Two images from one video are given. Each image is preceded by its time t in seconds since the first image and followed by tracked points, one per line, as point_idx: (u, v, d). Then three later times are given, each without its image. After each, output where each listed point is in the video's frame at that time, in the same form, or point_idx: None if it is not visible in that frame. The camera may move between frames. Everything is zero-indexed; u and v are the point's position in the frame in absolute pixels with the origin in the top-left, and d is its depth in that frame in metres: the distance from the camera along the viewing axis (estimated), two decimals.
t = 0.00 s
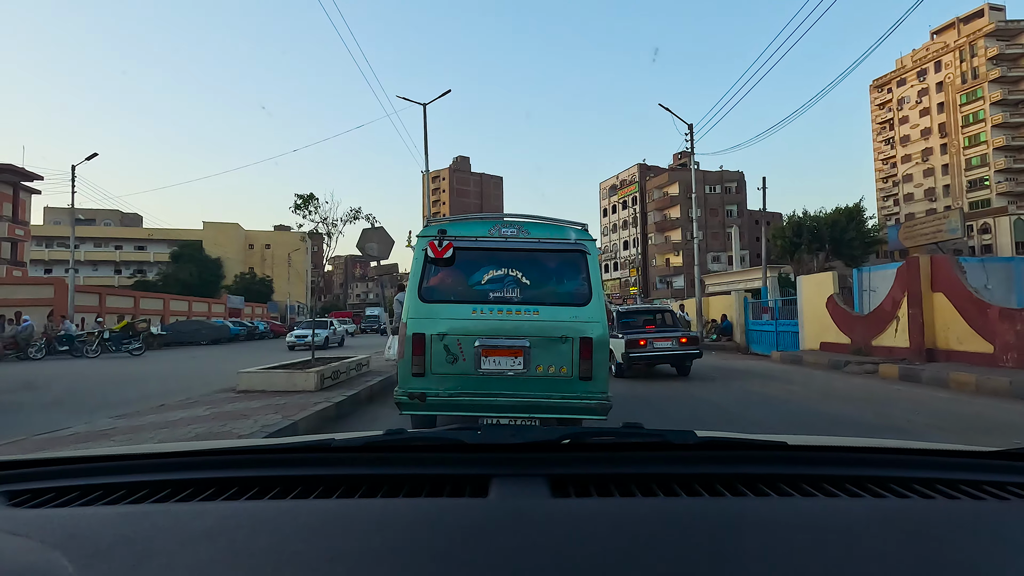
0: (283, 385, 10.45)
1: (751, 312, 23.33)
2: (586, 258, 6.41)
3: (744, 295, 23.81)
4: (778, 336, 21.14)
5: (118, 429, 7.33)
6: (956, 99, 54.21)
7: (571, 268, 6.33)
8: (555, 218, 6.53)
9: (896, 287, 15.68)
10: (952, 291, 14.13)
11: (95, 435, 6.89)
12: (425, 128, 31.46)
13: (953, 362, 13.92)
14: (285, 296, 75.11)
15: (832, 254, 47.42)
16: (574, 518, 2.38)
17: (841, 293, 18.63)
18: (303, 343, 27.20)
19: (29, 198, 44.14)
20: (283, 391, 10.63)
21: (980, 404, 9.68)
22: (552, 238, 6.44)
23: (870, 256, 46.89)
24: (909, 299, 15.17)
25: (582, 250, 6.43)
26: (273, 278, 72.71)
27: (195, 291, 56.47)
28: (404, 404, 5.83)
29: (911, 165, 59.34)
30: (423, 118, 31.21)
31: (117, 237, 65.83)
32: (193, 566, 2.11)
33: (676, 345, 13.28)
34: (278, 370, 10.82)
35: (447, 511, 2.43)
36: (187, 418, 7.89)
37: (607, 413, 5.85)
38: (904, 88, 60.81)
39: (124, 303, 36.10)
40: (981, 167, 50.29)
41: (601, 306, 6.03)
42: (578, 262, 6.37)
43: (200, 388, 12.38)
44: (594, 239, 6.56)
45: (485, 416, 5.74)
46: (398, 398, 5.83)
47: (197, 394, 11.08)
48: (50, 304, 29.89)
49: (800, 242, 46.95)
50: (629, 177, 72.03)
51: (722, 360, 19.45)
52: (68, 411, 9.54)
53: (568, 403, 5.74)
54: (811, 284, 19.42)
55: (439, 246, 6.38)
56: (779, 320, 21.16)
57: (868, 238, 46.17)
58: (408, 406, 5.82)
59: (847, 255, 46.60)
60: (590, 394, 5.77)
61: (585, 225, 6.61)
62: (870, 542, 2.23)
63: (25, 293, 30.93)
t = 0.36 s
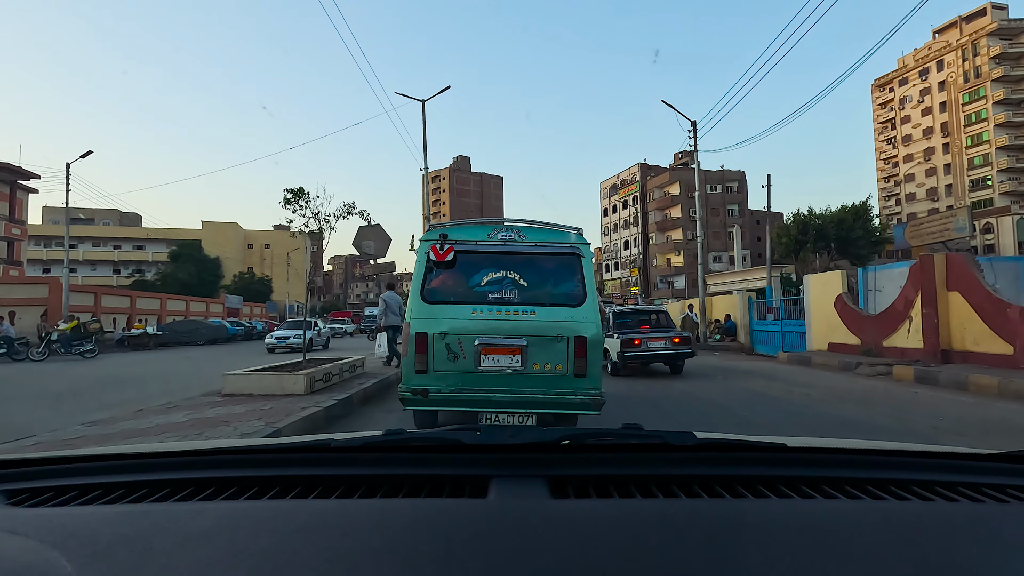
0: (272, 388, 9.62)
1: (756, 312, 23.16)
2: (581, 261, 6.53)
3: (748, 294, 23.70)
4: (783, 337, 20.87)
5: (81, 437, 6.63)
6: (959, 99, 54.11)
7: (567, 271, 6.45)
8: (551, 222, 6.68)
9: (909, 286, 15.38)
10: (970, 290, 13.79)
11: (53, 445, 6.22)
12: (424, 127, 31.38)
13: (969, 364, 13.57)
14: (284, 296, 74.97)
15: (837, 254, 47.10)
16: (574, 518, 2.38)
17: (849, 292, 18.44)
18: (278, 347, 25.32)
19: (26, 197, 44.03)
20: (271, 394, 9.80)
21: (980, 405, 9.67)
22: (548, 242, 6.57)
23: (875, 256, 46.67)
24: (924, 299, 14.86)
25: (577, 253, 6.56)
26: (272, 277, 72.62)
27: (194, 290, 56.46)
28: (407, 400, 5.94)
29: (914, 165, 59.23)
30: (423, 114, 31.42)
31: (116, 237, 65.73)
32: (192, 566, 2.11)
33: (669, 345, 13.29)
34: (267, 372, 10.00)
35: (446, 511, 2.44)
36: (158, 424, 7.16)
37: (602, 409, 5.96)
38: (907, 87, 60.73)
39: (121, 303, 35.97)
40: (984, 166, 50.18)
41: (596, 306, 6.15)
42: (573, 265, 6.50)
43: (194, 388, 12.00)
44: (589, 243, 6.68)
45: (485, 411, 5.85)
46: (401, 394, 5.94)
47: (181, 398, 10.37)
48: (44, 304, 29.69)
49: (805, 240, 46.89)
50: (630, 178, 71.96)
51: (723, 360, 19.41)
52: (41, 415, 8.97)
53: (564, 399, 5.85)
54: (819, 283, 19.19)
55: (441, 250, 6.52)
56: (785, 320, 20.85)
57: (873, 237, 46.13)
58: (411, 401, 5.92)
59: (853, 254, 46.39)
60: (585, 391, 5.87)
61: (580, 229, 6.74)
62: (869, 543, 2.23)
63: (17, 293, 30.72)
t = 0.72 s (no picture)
0: (259, 394, 9.18)
1: (762, 312, 23.00)
2: (577, 263, 6.54)
3: (754, 293, 23.56)
4: (790, 337, 20.71)
5: (48, 446, 6.26)
6: (962, 97, 53.93)
7: (563, 272, 6.46)
8: (548, 226, 6.69)
9: (924, 285, 14.82)
10: (989, 287, 13.19)
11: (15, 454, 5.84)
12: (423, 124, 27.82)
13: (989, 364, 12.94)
14: (283, 296, 74.90)
15: (845, 253, 46.15)
16: (574, 518, 2.38)
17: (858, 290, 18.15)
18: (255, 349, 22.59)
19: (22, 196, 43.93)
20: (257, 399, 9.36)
21: (982, 405, 9.65)
22: (545, 245, 6.59)
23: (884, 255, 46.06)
24: (940, 298, 14.28)
25: (572, 255, 6.58)
26: (271, 277, 72.58)
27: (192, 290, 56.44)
28: (410, 397, 5.95)
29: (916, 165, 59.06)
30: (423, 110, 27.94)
31: (114, 237, 65.71)
32: (192, 566, 2.11)
33: (665, 344, 13.29)
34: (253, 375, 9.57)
35: (444, 511, 2.44)
36: (131, 432, 6.77)
37: (596, 405, 5.99)
38: (909, 86, 60.58)
39: (116, 303, 35.89)
40: (987, 165, 50.04)
41: (592, 306, 6.15)
42: (569, 266, 6.50)
43: (182, 391, 11.67)
44: (584, 245, 6.68)
45: (483, 407, 5.87)
46: (404, 391, 5.95)
47: (163, 402, 9.98)
48: (40, 303, 29.59)
49: (811, 239, 46.04)
50: (630, 177, 71.92)
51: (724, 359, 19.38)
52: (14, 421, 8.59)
53: (560, 395, 5.87)
54: (828, 281, 18.80)
55: (442, 252, 6.51)
56: (791, 320, 20.68)
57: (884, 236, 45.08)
58: (413, 398, 5.93)
59: (861, 253, 45.43)
60: (581, 387, 5.88)
61: (576, 232, 6.75)
62: (869, 543, 2.23)
63: (11, 293, 30.59)
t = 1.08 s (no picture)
0: (242, 401, 8.58)
1: (768, 312, 22.63)
2: (574, 264, 6.54)
3: (760, 293, 23.21)
4: (796, 337, 20.22)
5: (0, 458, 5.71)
6: (965, 96, 53.91)
7: (560, 273, 6.46)
8: (547, 228, 6.69)
9: (943, 283, 14.30)
10: (1014, 286, 12.71)
11: None
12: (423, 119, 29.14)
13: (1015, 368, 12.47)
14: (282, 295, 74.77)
15: (852, 250, 46.02)
16: (574, 517, 2.38)
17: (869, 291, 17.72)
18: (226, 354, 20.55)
19: (19, 194, 43.86)
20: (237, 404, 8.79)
21: (985, 406, 9.63)
22: (544, 246, 6.59)
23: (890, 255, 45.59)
24: (960, 297, 13.76)
25: (569, 257, 6.57)
26: (270, 277, 72.51)
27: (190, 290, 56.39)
28: (412, 394, 5.95)
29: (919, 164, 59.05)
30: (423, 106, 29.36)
31: (113, 236, 65.69)
32: (193, 567, 2.10)
33: (664, 344, 13.27)
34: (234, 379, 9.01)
35: (443, 511, 2.44)
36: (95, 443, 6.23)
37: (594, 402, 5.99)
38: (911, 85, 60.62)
39: (111, 302, 35.76)
40: (990, 165, 50.05)
41: (589, 306, 6.16)
42: (566, 268, 6.50)
43: (161, 396, 11.11)
44: (582, 247, 6.68)
45: (483, 405, 5.88)
46: (406, 388, 5.95)
47: (139, 408, 9.42)
48: (33, 303, 29.51)
49: (819, 237, 45.38)
50: (631, 177, 71.90)
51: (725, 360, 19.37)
52: None
53: (557, 394, 5.87)
54: (838, 280, 18.31)
55: (443, 253, 6.50)
56: (798, 320, 20.23)
57: (890, 234, 45.06)
58: (416, 395, 5.93)
59: (869, 251, 45.27)
60: (578, 385, 5.89)
61: (574, 234, 6.74)
62: (870, 542, 2.23)
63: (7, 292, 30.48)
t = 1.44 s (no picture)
0: (213, 408, 7.77)
1: (774, 312, 22.31)
2: (573, 265, 6.54)
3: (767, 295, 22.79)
4: (806, 340, 19.85)
5: None
6: (968, 95, 53.99)
7: (559, 273, 6.46)
8: (547, 228, 6.69)
9: (966, 281, 13.96)
10: None
11: None
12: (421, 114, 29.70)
13: None
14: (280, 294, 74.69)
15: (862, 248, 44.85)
16: (571, 516, 2.39)
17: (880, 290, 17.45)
18: (190, 359, 17.49)
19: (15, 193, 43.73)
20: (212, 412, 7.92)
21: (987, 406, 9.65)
22: (543, 247, 6.59)
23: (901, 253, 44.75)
24: (984, 295, 13.44)
25: (568, 257, 6.56)
26: (270, 276, 72.49)
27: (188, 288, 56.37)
28: (411, 393, 5.95)
29: (922, 164, 59.09)
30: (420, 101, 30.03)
31: (111, 235, 65.59)
32: (191, 566, 2.11)
33: (666, 345, 13.30)
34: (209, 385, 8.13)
35: (442, 510, 2.44)
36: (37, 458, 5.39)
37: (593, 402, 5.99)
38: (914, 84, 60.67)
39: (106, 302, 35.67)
40: (994, 164, 50.12)
41: (588, 306, 6.16)
42: (565, 268, 6.50)
43: (132, 403, 10.25)
44: (580, 247, 6.67)
45: (482, 404, 5.88)
46: (406, 387, 5.96)
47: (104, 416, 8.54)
48: (26, 303, 29.41)
49: (829, 234, 44.24)
50: (632, 176, 71.89)
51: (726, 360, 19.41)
52: None
53: (557, 393, 5.87)
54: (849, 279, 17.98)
55: (443, 254, 6.51)
56: (808, 322, 19.81)
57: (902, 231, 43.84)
58: (415, 394, 5.94)
59: (880, 248, 43.87)
60: (578, 385, 5.88)
61: (573, 234, 6.73)
62: (867, 541, 2.24)
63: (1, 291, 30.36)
